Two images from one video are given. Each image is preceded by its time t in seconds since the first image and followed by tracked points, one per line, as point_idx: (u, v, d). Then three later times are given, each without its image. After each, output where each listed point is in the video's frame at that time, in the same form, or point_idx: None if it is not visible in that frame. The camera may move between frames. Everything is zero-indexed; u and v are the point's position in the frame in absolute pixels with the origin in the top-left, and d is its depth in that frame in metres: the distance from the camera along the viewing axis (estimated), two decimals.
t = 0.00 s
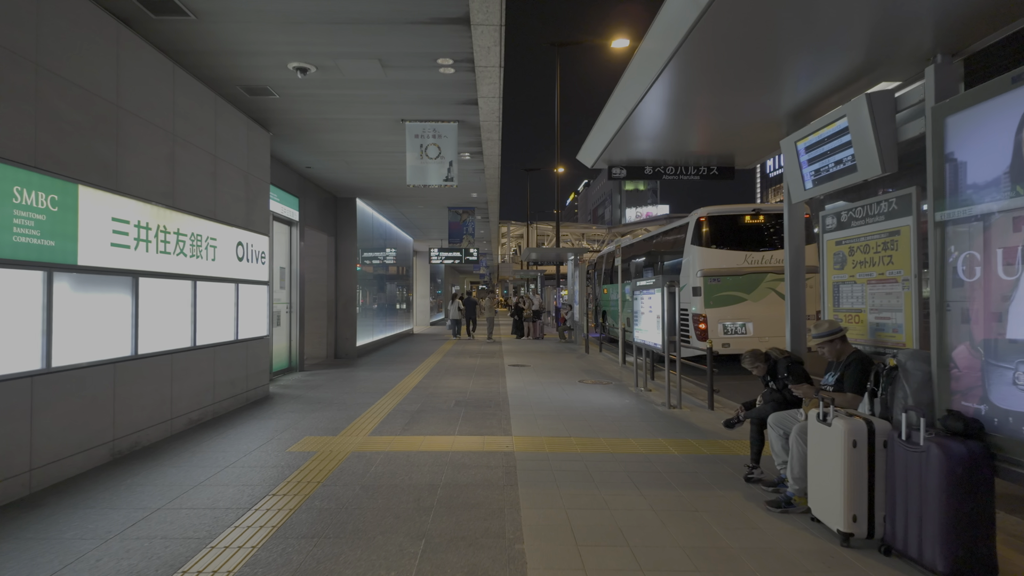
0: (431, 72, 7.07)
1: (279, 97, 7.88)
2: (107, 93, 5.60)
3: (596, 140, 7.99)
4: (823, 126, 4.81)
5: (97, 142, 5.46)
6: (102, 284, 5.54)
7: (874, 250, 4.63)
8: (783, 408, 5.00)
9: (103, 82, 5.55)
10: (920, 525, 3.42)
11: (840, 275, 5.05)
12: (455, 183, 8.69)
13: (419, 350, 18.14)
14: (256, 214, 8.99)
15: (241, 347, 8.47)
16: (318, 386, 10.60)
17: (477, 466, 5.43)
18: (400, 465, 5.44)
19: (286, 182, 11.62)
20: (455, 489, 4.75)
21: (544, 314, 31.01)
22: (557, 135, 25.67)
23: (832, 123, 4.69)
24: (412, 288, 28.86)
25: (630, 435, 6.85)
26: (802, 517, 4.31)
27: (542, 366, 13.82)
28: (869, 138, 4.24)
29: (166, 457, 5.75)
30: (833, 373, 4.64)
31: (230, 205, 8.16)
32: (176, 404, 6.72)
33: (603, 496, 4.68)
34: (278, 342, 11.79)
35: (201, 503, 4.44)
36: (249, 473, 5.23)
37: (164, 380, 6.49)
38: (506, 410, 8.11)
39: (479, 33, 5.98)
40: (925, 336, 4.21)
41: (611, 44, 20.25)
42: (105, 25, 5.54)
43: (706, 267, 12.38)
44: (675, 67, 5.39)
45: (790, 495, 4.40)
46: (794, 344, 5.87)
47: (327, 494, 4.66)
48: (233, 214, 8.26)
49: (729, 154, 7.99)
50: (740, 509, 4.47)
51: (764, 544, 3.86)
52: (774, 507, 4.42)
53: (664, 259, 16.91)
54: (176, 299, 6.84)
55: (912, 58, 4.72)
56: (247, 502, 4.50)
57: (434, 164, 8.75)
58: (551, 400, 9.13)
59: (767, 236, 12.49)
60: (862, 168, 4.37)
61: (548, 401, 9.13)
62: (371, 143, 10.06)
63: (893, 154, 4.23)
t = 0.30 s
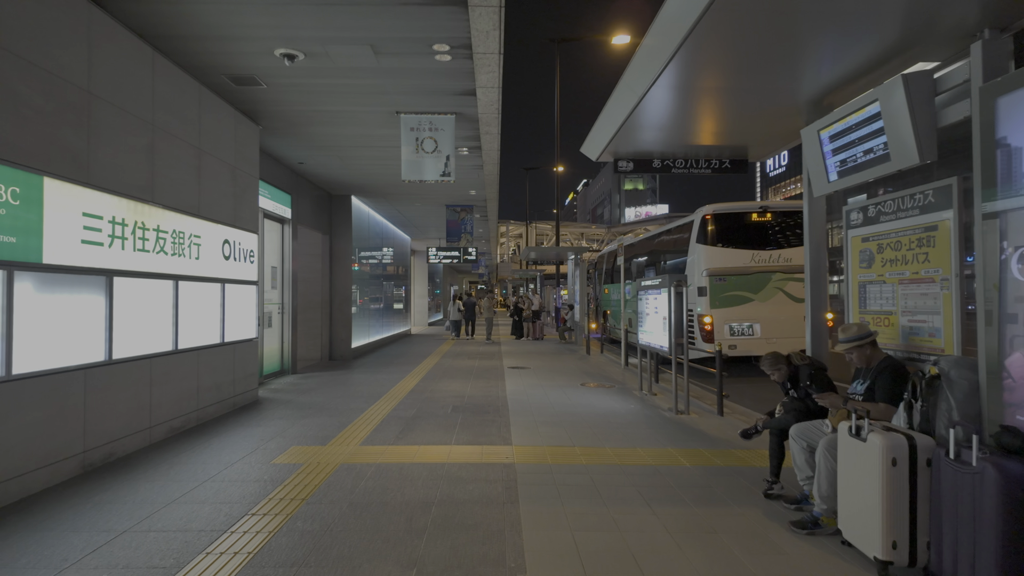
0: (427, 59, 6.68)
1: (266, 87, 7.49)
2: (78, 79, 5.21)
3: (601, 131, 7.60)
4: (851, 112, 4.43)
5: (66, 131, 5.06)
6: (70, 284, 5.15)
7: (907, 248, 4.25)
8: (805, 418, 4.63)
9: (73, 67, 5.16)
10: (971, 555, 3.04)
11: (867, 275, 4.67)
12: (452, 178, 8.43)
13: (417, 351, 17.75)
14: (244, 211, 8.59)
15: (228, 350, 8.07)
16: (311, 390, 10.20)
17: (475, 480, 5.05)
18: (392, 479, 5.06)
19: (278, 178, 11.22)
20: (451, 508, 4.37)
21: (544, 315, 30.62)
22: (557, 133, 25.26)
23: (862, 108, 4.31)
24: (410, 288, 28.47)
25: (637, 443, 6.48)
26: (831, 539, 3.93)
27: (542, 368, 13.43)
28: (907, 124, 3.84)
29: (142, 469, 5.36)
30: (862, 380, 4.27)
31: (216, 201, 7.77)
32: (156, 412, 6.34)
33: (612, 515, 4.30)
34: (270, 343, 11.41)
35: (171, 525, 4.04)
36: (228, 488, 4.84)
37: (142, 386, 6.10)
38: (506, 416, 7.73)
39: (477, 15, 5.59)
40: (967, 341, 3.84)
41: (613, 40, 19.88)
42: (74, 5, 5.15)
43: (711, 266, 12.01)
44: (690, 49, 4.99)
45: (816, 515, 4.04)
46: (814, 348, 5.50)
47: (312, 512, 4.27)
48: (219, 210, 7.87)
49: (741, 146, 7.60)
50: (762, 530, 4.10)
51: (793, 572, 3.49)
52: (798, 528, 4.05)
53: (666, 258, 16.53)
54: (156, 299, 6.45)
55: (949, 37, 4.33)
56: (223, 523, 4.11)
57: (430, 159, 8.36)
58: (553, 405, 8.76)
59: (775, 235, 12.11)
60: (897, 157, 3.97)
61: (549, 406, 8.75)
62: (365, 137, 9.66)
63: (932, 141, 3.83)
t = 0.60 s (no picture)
0: (423, 46, 6.31)
1: (255, 76, 7.12)
2: (46, 63, 4.84)
3: (608, 123, 7.24)
4: (887, 96, 4.08)
5: (33, 119, 4.70)
6: (39, 284, 4.78)
7: (947, 244, 3.89)
8: (833, 430, 4.27)
9: (41, 49, 4.79)
10: None
11: (898, 274, 4.31)
12: (449, 175, 8.10)
13: (415, 353, 17.37)
14: (233, 208, 8.22)
15: (216, 353, 7.69)
16: (303, 394, 9.82)
17: (474, 495, 4.68)
18: (385, 495, 4.68)
19: (271, 174, 10.86)
20: (448, 528, 4.01)
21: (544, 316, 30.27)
22: (557, 131, 24.88)
23: (899, 92, 3.97)
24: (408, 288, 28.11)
25: (646, 452, 6.13)
26: (867, 565, 3.57)
27: (543, 370, 13.06)
28: (952, 109, 3.49)
29: (118, 482, 4.99)
30: (897, 389, 3.91)
31: (202, 197, 7.39)
32: (136, 420, 5.97)
33: (626, 536, 3.94)
34: (263, 346, 11.05)
35: (141, 549, 3.67)
36: (207, 505, 4.47)
37: (120, 393, 5.72)
38: (507, 423, 7.35)
39: None
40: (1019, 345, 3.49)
41: (613, 37, 19.54)
42: None
43: (717, 266, 11.69)
44: (710, 29, 4.63)
45: (850, 537, 3.67)
46: (838, 353, 5.14)
47: (296, 533, 3.91)
48: (206, 206, 7.50)
49: (757, 136, 7.25)
50: (790, 554, 3.74)
51: None
52: (831, 552, 3.68)
53: (669, 258, 16.14)
54: (136, 300, 6.09)
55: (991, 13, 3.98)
56: (198, 546, 3.74)
57: (427, 153, 7.98)
58: (556, 410, 8.38)
59: (784, 233, 11.78)
60: (937, 146, 3.64)
61: (552, 411, 8.40)
62: (360, 132, 9.30)
63: (980, 127, 3.46)
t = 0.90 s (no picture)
0: (421, 35, 5.97)
1: (244, 68, 6.78)
2: (15, 48, 4.49)
3: (617, 117, 6.91)
4: (929, 82, 3.85)
5: None
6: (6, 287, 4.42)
7: (994, 244, 3.53)
8: (867, 446, 3.93)
9: (10, 34, 4.45)
10: None
11: (937, 277, 3.96)
12: (449, 173, 7.77)
13: (414, 356, 17.03)
14: (222, 207, 7.87)
15: (203, 359, 7.33)
16: (297, 401, 9.46)
17: (475, 516, 4.32)
18: (379, 515, 4.33)
19: (265, 173, 10.51)
20: (447, 555, 3.65)
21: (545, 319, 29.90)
22: (558, 131, 24.51)
23: (942, 76, 3.74)
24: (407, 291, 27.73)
25: (658, 465, 5.78)
26: None
27: (545, 375, 12.71)
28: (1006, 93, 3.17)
29: (91, 500, 4.64)
30: (940, 403, 3.56)
31: (190, 195, 7.04)
32: (116, 431, 5.61)
33: (642, 564, 3.59)
34: (257, 350, 10.71)
35: None
36: (185, 526, 4.12)
37: (98, 403, 5.36)
38: (509, 433, 7.00)
39: None
40: None
41: (614, 36, 19.21)
42: None
43: (725, 268, 11.39)
44: (732, 11, 4.28)
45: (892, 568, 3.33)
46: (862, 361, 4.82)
47: (280, 562, 3.54)
48: (194, 205, 7.14)
49: (775, 129, 6.89)
50: None
51: None
52: None
53: (672, 260, 15.79)
54: (116, 304, 5.73)
55: None
56: None
57: (426, 150, 7.64)
58: (560, 418, 8.03)
59: (793, 234, 11.47)
60: (988, 137, 3.32)
61: (556, 419, 8.05)
62: (356, 128, 8.96)
63: None
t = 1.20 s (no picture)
0: (415, 19, 5.65)
1: (230, 56, 6.46)
2: None
3: (623, 106, 6.60)
4: (964, 60, 3.57)
5: None
6: None
7: None
8: (897, 457, 3.60)
9: None
10: None
11: (972, 272, 3.70)
12: (446, 166, 7.32)
13: (411, 358, 16.71)
14: (209, 203, 7.54)
15: (188, 362, 7.00)
16: (289, 404, 9.14)
17: (471, 532, 4.00)
18: (367, 531, 4.00)
19: (256, 169, 10.19)
20: None
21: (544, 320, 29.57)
22: (557, 130, 24.20)
23: (980, 53, 3.46)
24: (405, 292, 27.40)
25: (665, 474, 5.46)
26: None
27: (545, 377, 12.38)
28: None
29: (58, 515, 4.30)
30: (981, 410, 3.24)
31: (174, 189, 6.72)
32: (90, 439, 5.28)
33: None
34: (248, 353, 10.39)
35: None
36: (156, 545, 3.78)
37: (69, 409, 5.02)
38: (508, 439, 6.68)
39: None
40: None
41: (614, 34, 18.93)
42: None
43: (730, 267, 11.07)
44: None
45: None
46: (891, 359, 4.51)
47: None
48: (178, 200, 6.81)
49: (789, 117, 6.59)
50: None
51: None
52: None
53: (674, 260, 15.47)
54: (91, 304, 5.39)
55: None
56: None
57: (421, 143, 7.29)
58: (561, 423, 7.70)
59: (800, 233, 11.16)
60: None
61: (558, 424, 7.73)
62: (350, 122, 8.65)
63: None
